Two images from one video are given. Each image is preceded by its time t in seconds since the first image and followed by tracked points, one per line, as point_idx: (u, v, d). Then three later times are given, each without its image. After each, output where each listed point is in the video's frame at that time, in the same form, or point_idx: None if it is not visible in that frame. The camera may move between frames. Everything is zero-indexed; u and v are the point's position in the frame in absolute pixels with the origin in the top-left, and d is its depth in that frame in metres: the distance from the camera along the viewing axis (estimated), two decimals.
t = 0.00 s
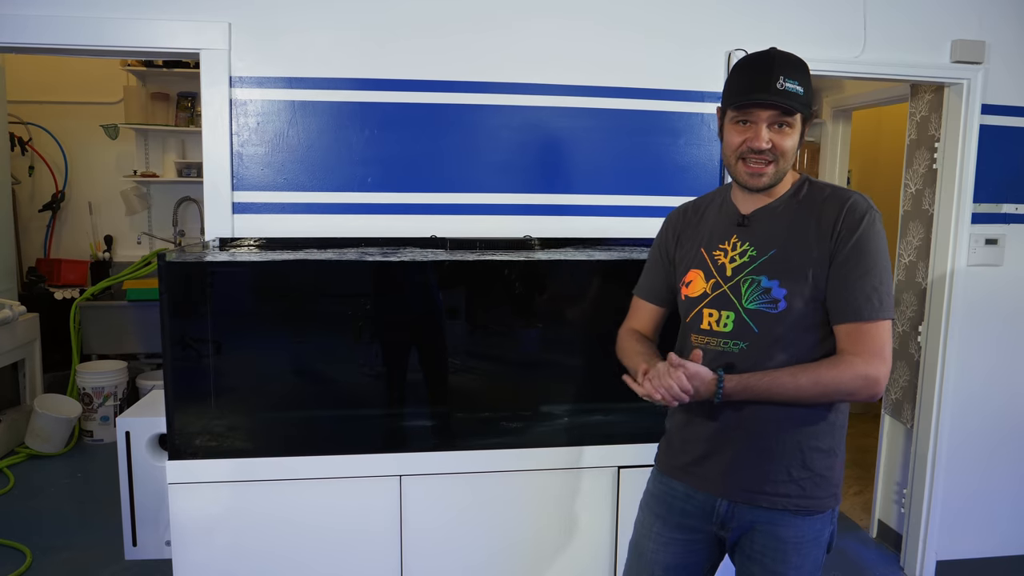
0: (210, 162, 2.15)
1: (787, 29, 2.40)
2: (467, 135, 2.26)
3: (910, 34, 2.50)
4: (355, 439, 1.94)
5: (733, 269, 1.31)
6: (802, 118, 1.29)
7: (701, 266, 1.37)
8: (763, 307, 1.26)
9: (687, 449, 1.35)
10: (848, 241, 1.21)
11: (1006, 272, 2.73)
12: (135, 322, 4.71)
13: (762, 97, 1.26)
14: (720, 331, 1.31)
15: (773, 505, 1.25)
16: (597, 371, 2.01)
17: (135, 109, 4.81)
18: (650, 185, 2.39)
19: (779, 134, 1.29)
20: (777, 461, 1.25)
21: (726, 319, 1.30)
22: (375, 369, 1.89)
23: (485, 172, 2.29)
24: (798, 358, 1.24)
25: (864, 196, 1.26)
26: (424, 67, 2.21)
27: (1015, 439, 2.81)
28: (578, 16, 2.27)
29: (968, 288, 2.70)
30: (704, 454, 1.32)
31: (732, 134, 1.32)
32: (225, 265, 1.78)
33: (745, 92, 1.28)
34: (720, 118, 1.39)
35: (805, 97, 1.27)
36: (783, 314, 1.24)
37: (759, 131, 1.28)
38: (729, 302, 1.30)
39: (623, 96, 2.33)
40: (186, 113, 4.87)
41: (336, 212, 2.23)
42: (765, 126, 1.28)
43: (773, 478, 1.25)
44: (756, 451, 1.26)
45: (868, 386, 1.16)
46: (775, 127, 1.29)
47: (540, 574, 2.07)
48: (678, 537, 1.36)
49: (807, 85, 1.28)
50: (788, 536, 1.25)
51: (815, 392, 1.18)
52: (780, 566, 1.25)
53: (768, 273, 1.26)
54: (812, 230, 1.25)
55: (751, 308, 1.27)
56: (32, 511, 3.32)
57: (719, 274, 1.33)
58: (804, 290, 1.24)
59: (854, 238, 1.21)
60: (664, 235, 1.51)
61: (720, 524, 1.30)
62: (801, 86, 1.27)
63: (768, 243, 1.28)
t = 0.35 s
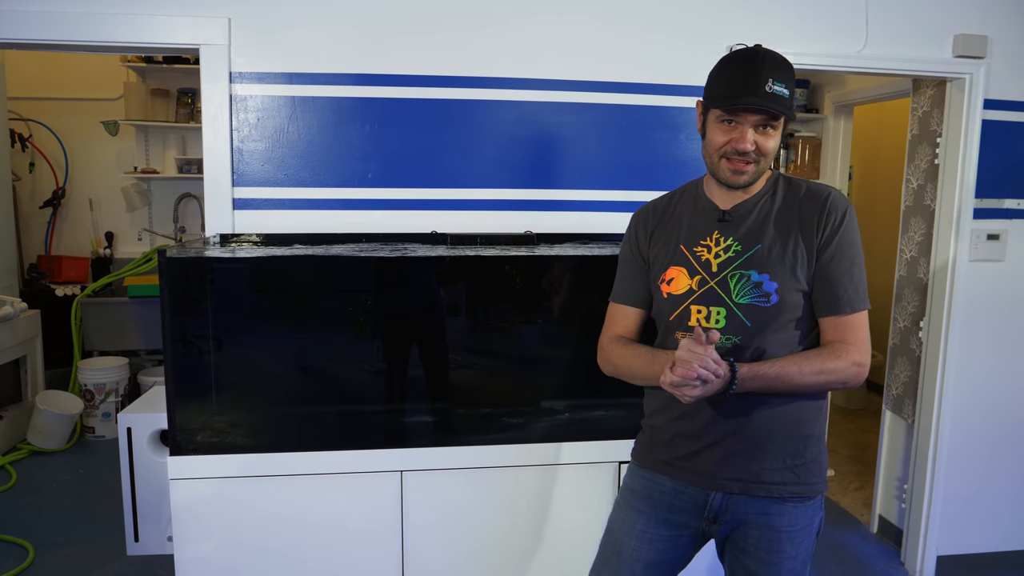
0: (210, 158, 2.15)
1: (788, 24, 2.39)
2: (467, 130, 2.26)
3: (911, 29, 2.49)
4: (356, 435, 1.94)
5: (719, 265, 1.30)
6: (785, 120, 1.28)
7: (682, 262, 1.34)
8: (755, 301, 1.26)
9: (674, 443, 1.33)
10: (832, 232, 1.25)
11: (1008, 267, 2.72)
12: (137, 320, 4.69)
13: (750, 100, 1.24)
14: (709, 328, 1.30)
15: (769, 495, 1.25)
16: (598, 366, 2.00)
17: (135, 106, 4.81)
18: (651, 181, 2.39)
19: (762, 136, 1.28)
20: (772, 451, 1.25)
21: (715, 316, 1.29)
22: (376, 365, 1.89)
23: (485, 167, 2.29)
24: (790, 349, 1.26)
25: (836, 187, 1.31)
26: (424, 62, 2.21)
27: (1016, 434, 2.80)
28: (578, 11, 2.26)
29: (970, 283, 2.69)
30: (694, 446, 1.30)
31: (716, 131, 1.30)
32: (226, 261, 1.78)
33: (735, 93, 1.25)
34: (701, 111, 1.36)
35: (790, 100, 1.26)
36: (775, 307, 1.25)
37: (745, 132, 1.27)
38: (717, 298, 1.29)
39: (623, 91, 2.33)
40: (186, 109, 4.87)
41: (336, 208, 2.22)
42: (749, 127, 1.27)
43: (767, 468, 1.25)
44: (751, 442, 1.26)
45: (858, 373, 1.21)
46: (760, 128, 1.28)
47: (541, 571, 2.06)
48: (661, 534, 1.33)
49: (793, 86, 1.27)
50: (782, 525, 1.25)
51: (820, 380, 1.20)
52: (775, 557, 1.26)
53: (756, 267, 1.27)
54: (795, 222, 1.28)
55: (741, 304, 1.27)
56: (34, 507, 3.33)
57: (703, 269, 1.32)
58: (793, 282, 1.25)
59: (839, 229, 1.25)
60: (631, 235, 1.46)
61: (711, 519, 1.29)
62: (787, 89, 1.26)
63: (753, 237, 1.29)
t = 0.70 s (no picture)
0: (216, 157, 2.15)
1: (793, 19, 2.38)
2: (471, 127, 2.26)
3: (919, 22, 2.47)
4: (363, 432, 1.94)
5: (652, 256, 1.32)
6: (714, 108, 1.27)
7: (621, 253, 1.36)
8: (683, 294, 1.28)
9: (609, 432, 1.36)
10: (764, 225, 1.24)
11: (1017, 261, 2.70)
12: (143, 317, 4.73)
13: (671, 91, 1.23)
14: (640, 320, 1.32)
15: (699, 484, 1.27)
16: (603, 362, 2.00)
17: (141, 104, 4.82)
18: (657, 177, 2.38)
19: (688, 125, 1.27)
20: (699, 441, 1.27)
21: (646, 308, 1.31)
22: (382, 362, 1.89)
23: (490, 164, 2.28)
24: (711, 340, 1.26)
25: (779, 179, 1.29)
26: (427, 59, 2.20)
27: None
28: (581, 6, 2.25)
29: (979, 278, 2.68)
30: (627, 437, 1.32)
31: (644, 123, 1.30)
32: (232, 259, 1.79)
33: (656, 84, 1.25)
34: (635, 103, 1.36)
35: (715, 88, 1.25)
36: (701, 301, 1.26)
37: (669, 123, 1.27)
38: (649, 290, 1.31)
39: (627, 87, 2.32)
40: (192, 108, 4.87)
41: (342, 205, 2.23)
42: (674, 117, 1.26)
43: (695, 458, 1.27)
44: (679, 433, 1.28)
45: (773, 367, 1.21)
46: (686, 117, 1.27)
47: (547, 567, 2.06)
48: (614, 518, 1.35)
49: (719, 72, 1.26)
50: (717, 514, 1.28)
51: (726, 373, 1.21)
52: (714, 544, 1.28)
53: (687, 260, 1.28)
54: (729, 216, 1.28)
55: (671, 296, 1.29)
56: (44, 503, 3.35)
57: (638, 261, 1.33)
58: (722, 275, 1.26)
59: (770, 222, 1.24)
60: (584, 221, 1.49)
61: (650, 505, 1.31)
62: (711, 78, 1.25)
63: (687, 229, 1.30)
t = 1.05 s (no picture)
0: (228, 150, 2.16)
1: (806, 10, 2.36)
2: (484, 119, 2.25)
3: (934, 13, 2.45)
4: (374, 424, 1.95)
5: (605, 252, 1.40)
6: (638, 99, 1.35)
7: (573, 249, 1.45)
8: (637, 289, 1.36)
9: (567, 425, 1.42)
10: (712, 220, 1.34)
11: None
12: (155, 310, 4.77)
13: (593, 87, 1.32)
14: (596, 313, 1.40)
15: (658, 469, 1.34)
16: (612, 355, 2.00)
17: (152, 97, 4.84)
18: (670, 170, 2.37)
19: (616, 118, 1.35)
20: (657, 428, 1.34)
21: (601, 302, 1.39)
22: (392, 355, 1.90)
23: (502, 156, 2.28)
24: (671, 330, 1.36)
25: (722, 173, 1.39)
26: (438, 51, 2.20)
27: None
28: None
29: (992, 272, 2.66)
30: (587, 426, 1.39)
31: (577, 122, 1.39)
32: (243, 252, 1.79)
33: (579, 84, 1.34)
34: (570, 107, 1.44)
35: (637, 79, 1.32)
36: (655, 295, 1.35)
37: (597, 119, 1.35)
38: (603, 285, 1.40)
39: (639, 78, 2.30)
40: (203, 101, 4.85)
41: (354, 198, 2.23)
42: (600, 113, 1.35)
43: (653, 444, 1.34)
44: (638, 421, 1.35)
45: (732, 353, 1.30)
46: (612, 111, 1.35)
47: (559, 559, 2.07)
48: (582, 502, 1.43)
49: (639, 64, 1.34)
50: (680, 495, 1.34)
51: (690, 361, 1.30)
52: (678, 526, 1.34)
53: (639, 256, 1.37)
54: (678, 212, 1.37)
55: (625, 291, 1.37)
56: (58, 494, 3.38)
57: (591, 256, 1.42)
58: (673, 270, 1.35)
59: (719, 219, 1.33)
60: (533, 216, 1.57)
61: (614, 491, 1.38)
62: (631, 69, 1.32)
63: (637, 226, 1.38)
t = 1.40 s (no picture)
0: (234, 147, 2.17)
1: (813, 7, 2.36)
2: (490, 116, 2.25)
3: (941, 11, 2.44)
4: (378, 420, 1.95)
5: (592, 245, 1.39)
6: (630, 99, 1.38)
7: (555, 243, 1.41)
8: (628, 279, 1.38)
9: (553, 424, 1.39)
10: (695, 211, 1.39)
11: None
12: (160, 306, 4.76)
13: (589, 79, 1.34)
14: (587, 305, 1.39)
15: (649, 461, 1.35)
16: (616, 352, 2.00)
17: (158, 94, 4.85)
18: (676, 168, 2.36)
19: (606, 114, 1.38)
20: (646, 419, 1.36)
21: (592, 295, 1.39)
22: (396, 352, 1.90)
23: (508, 153, 2.28)
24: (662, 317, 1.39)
25: (694, 167, 1.45)
26: (444, 48, 2.20)
27: None
28: None
29: (997, 270, 2.66)
30: (575, 425, 1.37)
31: (567, 111, 1.40)
32: (248, 248, 1.80)
33: (578, 74, 1.35)
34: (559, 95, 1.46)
35: (632, 80, 1.36)
36: (646, 284, 1.38)
37: (588, 111, 1.37)
38: (593, 278, 1.38)
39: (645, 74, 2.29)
40: (208, 97, 4.88)
41: (360, 194, 2.23)
42: (592, 106, 1.37)
43: (643, 436, 1.35)
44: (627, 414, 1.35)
45: (722, 337, 1.35)
46: (604, 107, 1.38)
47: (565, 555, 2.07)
48: (573, 501, 1.41)
49: (636, 67, 1.37)
50: (669, 486, 1.36)
51: (688, 343, 1.33)
52: (669, 516, 1.36)
53: (629, 247, 1.38)
54: (662, 204, 1.40)
55: (616, 282, 1.38)
56: (64, 489, 3.39)
57: (578, 250, 1.40)
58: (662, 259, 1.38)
59: (702, 210, 1.38)
60: (502, 212, 1.50)
61: (604, 488, 1.37)
62: (629, 70, 1.35)
63: (623, 218, 1.39)
